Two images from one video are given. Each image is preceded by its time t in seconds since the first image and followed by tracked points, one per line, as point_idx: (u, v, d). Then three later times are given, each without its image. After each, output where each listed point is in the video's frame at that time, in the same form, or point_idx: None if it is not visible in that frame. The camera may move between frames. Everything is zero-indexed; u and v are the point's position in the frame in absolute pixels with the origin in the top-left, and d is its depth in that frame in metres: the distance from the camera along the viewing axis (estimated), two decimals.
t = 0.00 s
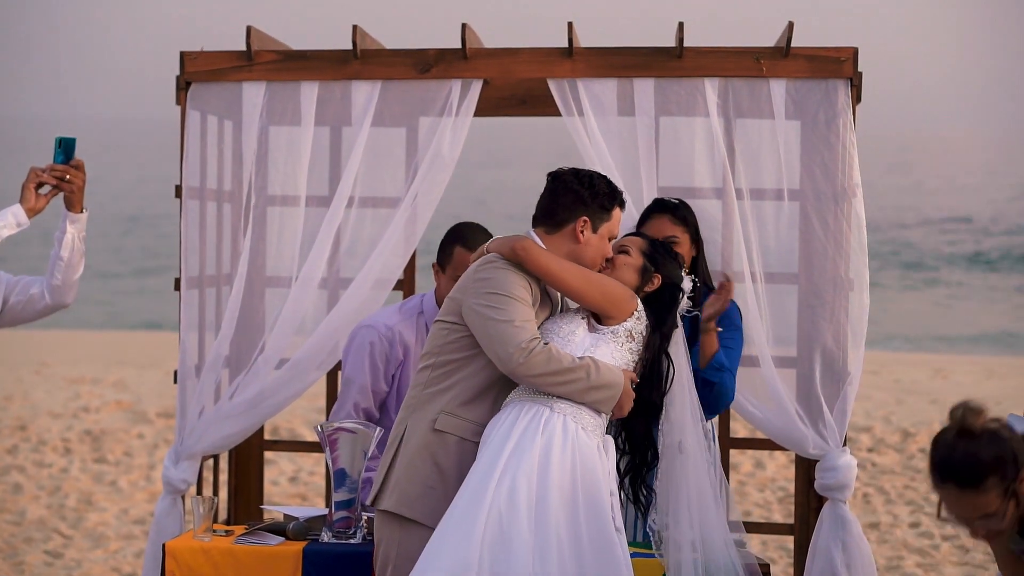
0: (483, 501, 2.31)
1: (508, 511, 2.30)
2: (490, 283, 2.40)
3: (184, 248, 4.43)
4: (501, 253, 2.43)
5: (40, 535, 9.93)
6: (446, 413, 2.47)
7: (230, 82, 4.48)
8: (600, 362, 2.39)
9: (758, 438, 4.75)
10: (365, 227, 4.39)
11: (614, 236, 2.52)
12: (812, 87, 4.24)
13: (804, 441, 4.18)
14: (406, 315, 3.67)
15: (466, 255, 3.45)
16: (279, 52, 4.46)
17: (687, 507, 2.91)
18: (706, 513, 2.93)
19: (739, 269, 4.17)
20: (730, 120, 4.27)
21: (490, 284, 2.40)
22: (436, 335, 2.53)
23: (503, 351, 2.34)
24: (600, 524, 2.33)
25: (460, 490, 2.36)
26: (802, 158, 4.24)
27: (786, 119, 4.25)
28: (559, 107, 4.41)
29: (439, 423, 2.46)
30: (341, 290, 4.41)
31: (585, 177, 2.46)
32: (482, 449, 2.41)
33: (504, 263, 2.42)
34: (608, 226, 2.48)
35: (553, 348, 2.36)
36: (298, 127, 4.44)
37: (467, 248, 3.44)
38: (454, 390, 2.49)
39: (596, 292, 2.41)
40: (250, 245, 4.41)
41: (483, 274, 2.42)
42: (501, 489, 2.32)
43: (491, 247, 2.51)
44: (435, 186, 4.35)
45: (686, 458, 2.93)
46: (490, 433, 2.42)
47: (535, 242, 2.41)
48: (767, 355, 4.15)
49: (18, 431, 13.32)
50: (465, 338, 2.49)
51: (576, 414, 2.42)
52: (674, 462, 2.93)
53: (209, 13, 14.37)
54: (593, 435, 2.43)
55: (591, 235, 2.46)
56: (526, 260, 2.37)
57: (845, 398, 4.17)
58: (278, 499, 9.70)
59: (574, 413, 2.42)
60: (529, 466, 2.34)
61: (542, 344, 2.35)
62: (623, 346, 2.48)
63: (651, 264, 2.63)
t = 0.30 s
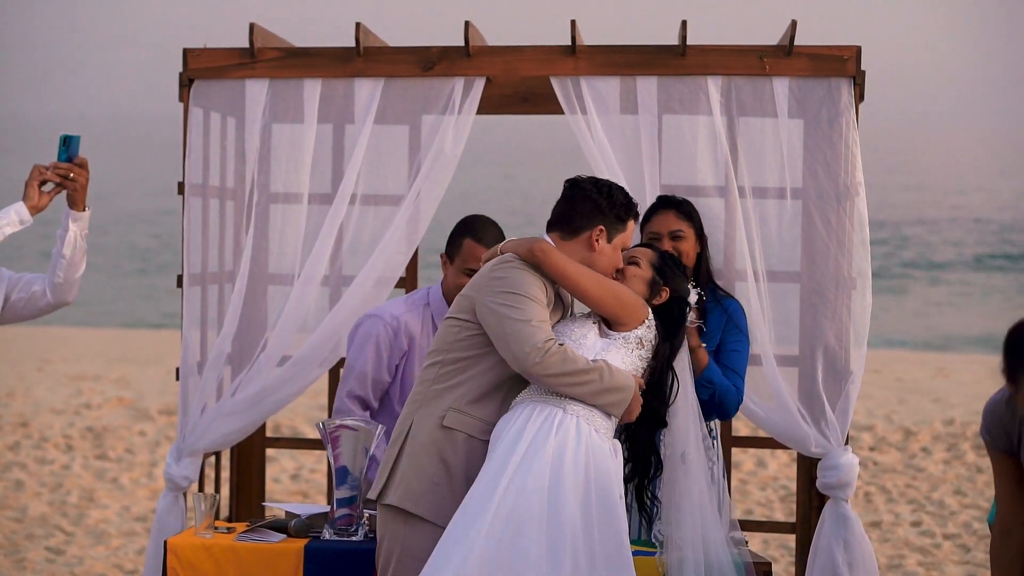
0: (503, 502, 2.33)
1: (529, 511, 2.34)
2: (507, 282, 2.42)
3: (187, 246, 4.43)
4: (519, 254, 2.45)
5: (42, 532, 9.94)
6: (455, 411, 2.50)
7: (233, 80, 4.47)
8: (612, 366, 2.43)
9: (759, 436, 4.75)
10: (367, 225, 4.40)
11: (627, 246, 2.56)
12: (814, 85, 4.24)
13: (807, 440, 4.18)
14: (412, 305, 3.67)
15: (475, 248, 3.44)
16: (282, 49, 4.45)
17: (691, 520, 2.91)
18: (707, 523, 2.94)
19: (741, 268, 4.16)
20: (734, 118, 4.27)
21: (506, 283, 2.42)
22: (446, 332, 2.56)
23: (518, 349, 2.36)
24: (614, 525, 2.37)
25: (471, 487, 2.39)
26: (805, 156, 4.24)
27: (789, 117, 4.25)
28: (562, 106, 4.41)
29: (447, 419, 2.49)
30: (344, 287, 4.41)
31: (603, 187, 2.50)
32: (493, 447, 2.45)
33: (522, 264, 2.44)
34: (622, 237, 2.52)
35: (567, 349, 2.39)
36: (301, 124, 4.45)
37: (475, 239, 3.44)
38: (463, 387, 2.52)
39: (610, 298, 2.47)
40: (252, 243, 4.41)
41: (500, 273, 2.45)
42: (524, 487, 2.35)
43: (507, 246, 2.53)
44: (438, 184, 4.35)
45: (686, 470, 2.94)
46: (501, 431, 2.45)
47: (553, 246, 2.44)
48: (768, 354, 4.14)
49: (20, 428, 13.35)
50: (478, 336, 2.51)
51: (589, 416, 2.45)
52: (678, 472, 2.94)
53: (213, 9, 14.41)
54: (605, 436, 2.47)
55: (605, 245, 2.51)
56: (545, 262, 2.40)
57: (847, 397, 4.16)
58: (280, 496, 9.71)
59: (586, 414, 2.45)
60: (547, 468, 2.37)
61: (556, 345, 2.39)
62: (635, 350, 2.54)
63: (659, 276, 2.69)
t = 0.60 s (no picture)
0: (511, 501, 2.37)
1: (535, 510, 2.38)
2: (526, 285, 2.47)
3: (189, 245, 4.43)
4: (539, 259, 2.50)
5: (43, 530, 9.95)
6: (465, 409, 2.53)
7: (235, 78, 4.47)
8: (626, 375, 2.49)
9: (760, 436, 4.75)
10: (369, 224, 4.39)
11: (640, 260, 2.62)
12: (816, 85, 4.24)
13: (808, 440, 4.17)
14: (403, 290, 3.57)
15: (463, 234, 3.31)
16: (284, 48, 4.45)
17: (693, 533, 2.92)
18: (709, 535, 2.94)
19: (742, 267, 4.15)
20: (735, 118, 4.27)
21: (525, 286, 2.47)
22: (458, 330, 2.58)
23: (536, 353, 2.41)
24: (620, 526, 2.40)
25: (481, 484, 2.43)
26: (807, 156, 4.24)
27: (791, 117, 4.25)
28: (564, 105, 4.41)
29: (458, 417, 2.53)
30: (345, 286, 4.40)
31: (622, 199, 2.55)
32: (504, 447, 2.49)
33: (542, 269, 2.49)
34: (636, 250, 2.58)
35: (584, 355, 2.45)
36: (303, 124, 4.45)
37: (464, 228, 3.30)
38: (473, 386, 2.55)
39: (625, 309, 2.52)
40: (254, 241, 4.41)
41: (519, 275, 2.49)
42: (532, 486, 2.39)
43: (525, 252, 2.58)
44: (440, 183, 4.35)
45: (687, 484, 2.95)
46: (513, 432, 2.50)
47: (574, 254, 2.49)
48: (769, 354, 4.14)
49: (21, 426, 13.36)
50: (491, 336, 2.54)
51: (602, 423, 2.50)
52: (680, 489, 2.95)
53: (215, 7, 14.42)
54: (616, 443, 2.52)
55: (621, 257, 2.56)
56: (566, 269, 2.45)
57: (850, 396, 4.16)
58: (281, 495, 9.72)
59: (599, 422, 2.50)
60: (555, 470, 2.41)
61: (574, 350, 2.44)
62: (646, 362, 2.60)
63: (667, 293, 2.76)
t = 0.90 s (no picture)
0: (519, 500, 2.37)
1: (543, 512, 2.39)
2: (537, 286, 2.46)
3: (190, 243, 4.43)
4: (550, 261, 2.50)
5: (45, 528, 9.97)
6: (472, 408, 2.54)
7: (237, 75, 4.47)
8: (634, 379, 2.49)
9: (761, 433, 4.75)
10: (371, 221, 4.39)
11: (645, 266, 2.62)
12: (818, 83, 4.23)
13: (809, 437, 4.16)
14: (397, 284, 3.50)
15: (450, 222, 3.25)
16: (286, 45, 4.45)
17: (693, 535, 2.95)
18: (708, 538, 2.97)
19: (745, 266, 4.14)
20: (738, 116, 4.26)
21: (536, 287, 2.47)
22: (466, 329, 2.57)
23: (549, 353, 2.41)
24: (627, 532, 2.41)
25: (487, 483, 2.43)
26: (810, 154, 4.23)
27: (794, 115, 4.24)
28: (566, 103, 4.40)
29: (464, 417, 2.53)
30: (347, 284, 4.40)
31: (630, 205, 2.56)
32: (510, 447, 2.49)
33: (553, 271, 2.49)
34: (643, 256, 2.58)
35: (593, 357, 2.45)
36: (305, 121, 4.44)
37: (450, 215, 3.24)
38: (480, 386, 2.55)
39: (634, 313, 2.52)
40: (256, 238, 4.41)
41: (530, 275, 2.49)
42: (540, 486, 2.39)
43: (534, 254, 2.57)
44: (441, 181, 4.34)
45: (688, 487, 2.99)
46: (519, 430, 2.50)
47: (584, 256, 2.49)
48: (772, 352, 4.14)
49: (23, 424, 13.38)
50: (500, 336, 2.54)
51: (610, 425, 2.51)
52: (678, 495, 2.99)
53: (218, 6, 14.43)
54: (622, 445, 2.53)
55: (628, 263, 2.56)
56: (577, 271, 2.46)
57: (851, 394, 4.16)
58: (283, 492, 9.74)
59: (607, 423, 2.51)
60: (564, 472, 2.41)
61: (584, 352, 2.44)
62: (654, 365, 2.61)
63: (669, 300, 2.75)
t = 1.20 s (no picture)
0: (525, 499, 2.37)
1: (547, 512, 2.39)
2: (545, 286, 2.46)
3: (193, 241, 4.43)
4: (558, 261, 2.50)
5: (48, 526, 9.98)
6: (477, 407, 2.53)
7: (240, 74, 4.47)
8: (640, 381, 2.49)
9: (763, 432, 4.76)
10: (374, 219, 4.39)
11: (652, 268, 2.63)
12: (822, 81, 4.23)
13: (812, 436, 4.16)
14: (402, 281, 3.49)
15: (448, 220, 3.22)
16: (290, 44, 4.45)
17: (696, 537, 2.96)
18: (710, 540, 2.98)
19: (748, 264, 4.16)
20: (741, 115, 4.26)
21: (545, 286, 2.46)
22: (472, 328, 2.58)
23: (555, 354, 2.41)
24: (632, 535, 2.41)
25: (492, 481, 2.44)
26: (813, 153, 4.23)
27: (797, 113, 4.24)
28: (569, 101, 4.40)
29: (469, 416, 2.53)
30: (350, 282, 4.41)
31: (636, 208, 2.56)
32: (515, 447, 2.49)
33: (560, 271, 2.49)
34: (649, 258, 2.58)
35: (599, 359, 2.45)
36: (309, 119, 4.44)
37: (448, 213, 3.22)
38: (485, 384, 2.55)
39: (640, 316, 2.52)
40: (259, 237, 4.41)
41: (538, 275, 2.49)
42: (545, 487, 2.39)
43: (542, 254, 2.57)
44: (445, 181, 4.35)
45: (689, 490, 3.00)
46: (525, 430, 2.50)
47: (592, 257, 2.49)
48: (774, 351, 4.14)
49: (26, 421, 13.39)
50: (506, 336, 2.54)
51: (616, 427, 2.51)
52: (681, 498, 3.00)
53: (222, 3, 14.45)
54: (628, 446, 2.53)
55: (635, 265, 2.56)
56: (585, 273, 2.46)
57: (854, 393, 4.16)
58: (286, 492, 9.74)
59: (612, 424, 2.51)
60: (570, 473, 2.42)
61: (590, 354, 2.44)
62: (658, 367, 2.61)
63: (675, 302, 2.74)
